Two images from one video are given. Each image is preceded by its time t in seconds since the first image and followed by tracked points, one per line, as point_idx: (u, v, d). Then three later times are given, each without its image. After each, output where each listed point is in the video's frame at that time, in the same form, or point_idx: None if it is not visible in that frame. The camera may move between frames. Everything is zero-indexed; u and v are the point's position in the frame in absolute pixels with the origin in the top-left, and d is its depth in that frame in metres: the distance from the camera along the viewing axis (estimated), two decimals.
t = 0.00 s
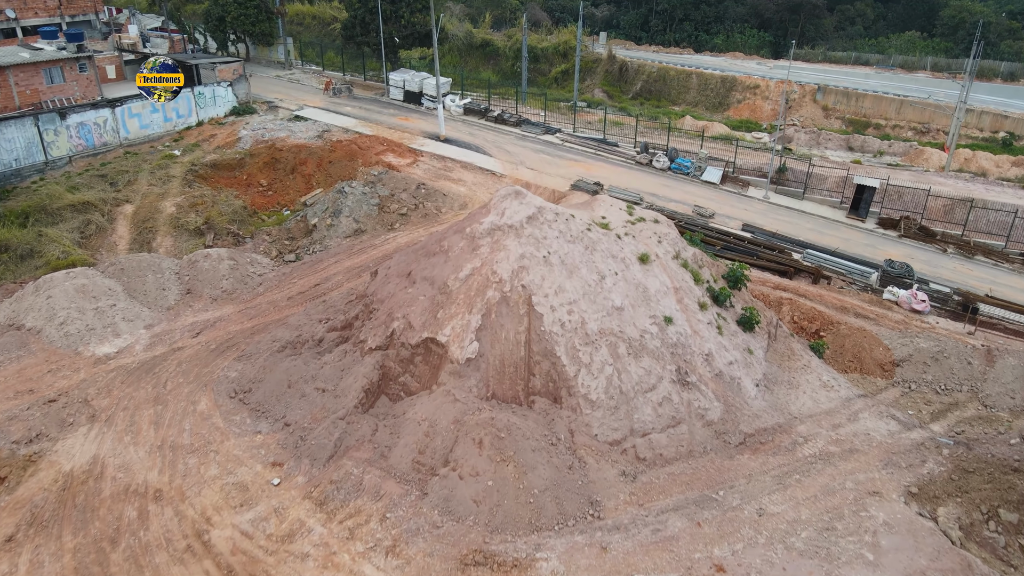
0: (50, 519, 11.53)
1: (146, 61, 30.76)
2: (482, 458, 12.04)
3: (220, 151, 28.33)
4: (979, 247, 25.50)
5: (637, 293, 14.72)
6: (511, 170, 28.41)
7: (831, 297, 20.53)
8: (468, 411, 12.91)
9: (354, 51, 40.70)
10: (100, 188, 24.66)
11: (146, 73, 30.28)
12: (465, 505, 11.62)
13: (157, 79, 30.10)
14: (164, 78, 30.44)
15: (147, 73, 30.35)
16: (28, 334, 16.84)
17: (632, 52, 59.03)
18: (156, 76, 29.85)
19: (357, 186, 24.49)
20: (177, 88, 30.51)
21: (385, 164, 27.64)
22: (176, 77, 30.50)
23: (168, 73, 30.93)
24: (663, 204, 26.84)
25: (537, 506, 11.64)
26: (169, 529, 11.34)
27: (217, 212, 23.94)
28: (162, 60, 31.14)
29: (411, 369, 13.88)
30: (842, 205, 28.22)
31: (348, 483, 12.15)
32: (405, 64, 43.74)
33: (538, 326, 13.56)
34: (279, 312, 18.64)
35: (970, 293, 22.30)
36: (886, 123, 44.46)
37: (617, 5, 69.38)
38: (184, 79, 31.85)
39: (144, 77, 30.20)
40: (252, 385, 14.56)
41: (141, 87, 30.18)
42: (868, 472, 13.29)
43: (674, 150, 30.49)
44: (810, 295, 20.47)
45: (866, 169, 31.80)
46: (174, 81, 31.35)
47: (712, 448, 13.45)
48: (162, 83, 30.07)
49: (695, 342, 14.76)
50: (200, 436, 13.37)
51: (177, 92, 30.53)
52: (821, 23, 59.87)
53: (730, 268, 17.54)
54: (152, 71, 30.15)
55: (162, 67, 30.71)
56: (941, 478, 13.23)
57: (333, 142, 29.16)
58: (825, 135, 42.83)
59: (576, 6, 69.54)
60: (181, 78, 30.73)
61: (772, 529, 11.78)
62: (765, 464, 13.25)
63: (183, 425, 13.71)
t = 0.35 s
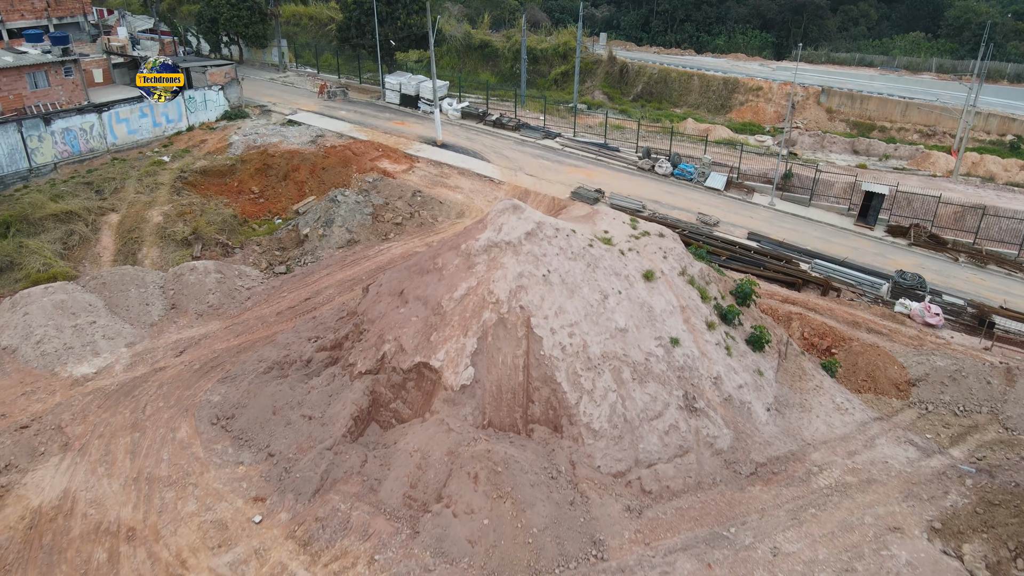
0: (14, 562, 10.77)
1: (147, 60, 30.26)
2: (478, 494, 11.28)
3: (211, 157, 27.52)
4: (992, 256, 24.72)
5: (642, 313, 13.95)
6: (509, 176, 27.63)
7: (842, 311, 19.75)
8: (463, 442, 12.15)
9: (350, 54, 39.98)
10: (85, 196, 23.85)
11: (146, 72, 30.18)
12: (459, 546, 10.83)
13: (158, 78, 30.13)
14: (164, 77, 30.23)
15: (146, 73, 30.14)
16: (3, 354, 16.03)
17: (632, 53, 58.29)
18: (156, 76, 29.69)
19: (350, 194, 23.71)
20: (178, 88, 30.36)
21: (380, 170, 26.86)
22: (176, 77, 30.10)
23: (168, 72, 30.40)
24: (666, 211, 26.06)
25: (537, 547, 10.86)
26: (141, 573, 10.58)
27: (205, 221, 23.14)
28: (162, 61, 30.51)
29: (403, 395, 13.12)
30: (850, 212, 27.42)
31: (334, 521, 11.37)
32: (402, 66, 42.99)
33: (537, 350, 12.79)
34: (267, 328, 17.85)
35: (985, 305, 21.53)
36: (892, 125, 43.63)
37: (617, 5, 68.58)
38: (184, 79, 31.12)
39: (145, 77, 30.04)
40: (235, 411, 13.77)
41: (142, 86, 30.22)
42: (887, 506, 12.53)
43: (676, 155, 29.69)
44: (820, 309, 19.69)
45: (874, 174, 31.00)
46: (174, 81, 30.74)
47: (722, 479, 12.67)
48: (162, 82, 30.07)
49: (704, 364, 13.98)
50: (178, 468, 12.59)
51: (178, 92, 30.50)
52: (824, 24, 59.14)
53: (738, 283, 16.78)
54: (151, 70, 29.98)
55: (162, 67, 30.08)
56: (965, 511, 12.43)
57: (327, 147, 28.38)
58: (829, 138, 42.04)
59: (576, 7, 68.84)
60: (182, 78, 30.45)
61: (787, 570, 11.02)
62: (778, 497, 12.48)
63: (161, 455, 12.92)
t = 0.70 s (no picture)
0: None
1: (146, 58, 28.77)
2: (472, 537, 10.50)
3: (201, 166, 26.77)
4: (1005, 267, 23.95)
5: (647, 337, 13.19)
6: (508, 185, 26.90)
7: (853, 328, 18.97)
8: (457, 478, 11.40)
9: (346, 58, 39.50)
10: (70, 206, 23.09)
11: (145, 72, 28.84)
12: None
13: (158, 78, 28.88)
14: (164, 77, 28.94)
15: (145, 72, 28.77)
16: None
17: (633, 57, 57.61)
18: (156, 76, 28.56)
19: (343, 205, 22.95)
20: (179, 88, 29.26)
21: (375, 179, 26.11)
22: (176, 76, 28.88)
23: (168, 72, 29.11)
24: (669, 221, 25.33)
25: None
26: None
27: (194, 233, 22.40)
28: (163, 59, 28.86)
29: (394, 426, 12.35)
30: (858, 221, 26.64)
31: (318, 565, 10.58)
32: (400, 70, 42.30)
33: (536, 378, 12.03)
34: (254, 348, 17.09)
35: (1001, 320, 20.76)
36: (897, 130, 42.89)
37: (617, 8, 67.99)
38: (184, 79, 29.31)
39: (144, 77, 28.82)
40: (216, 441, 13.01)
41: (141, 86, 29.00)
42: (908, 545, 11.79)
43: (679, 163, 28.94)
44: (830, 326, 18.92)
45: (881, 182, 30.21)
46: (174, 81, 29.13)
47: (733, 516, 11.89)
48: (162, 82, 28.94)
49: (712, 391, 13.22)
50: (154, 504, 11.84)
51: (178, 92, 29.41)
52: (827, 27, 58.52)
53: (747, 301, 16.01)
54: (151, 69, 28.66)
55: (163, 66, 28.67)
56: (991, 550, 11.67)
57: (321, 155, 27.64)
58: (834, 144, 41.30)
59: (576, 10, 68.24)
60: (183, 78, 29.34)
61: None
62: (793, 536, 11.72)
63: (136, 490, 12.19)
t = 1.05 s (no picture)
0: None
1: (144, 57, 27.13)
2: None
3: (191, 178, 26.07)
4: (1018, 281, 23.21)
5: (652, 366, 12.47)
6: (506, 197, 26.21)
7: (864, 349, 18.22)
8: (449, 521, 10.58)
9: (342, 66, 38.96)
10: (54, 220, 22.38)
11: (144, 70, 27.26)
12: None
13: (156, 78, 27.50)
14: (163, 77, 27.61)
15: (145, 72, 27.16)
16: None
17: (634, 64, 57.07)
18: (157, 76, 27.24)
19: (335, 219, 22.26)
20: (179, 88, 28.17)
21: (370, 191, 25.42)
22: (177, 76, 27.81)
23: (168, 72, 27.83)
24: (672, 235, 24.63)
25: None
26: None
27: (182, 248, 21.69)
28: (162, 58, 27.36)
29: (383, 463, 11.58)
30: (866, 233, 25.94)
31: None
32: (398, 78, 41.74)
33: (534, 412, 11.27)
34: (240, 372, 16.36)
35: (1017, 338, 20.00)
36: (902, 138, 42.23)
37: (618, 14, 67.64)
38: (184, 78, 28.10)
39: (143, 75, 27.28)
40: (195, 478, 12.27)
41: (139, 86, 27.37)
42: None
43: (682, 174, 28.28)
44: (841, 346, 18.15)
45: (889, 192, 29.50)
46: (174, 81, 28.00)
47: (745, 559, 11.09)
48: (161, 82, 27.73)
49: (721, 423, 12.46)
50: (125, 548, 11.10)
51: (177, 93, 28.35)
52: (829, 34, 58.03)
53: (755, 324, 15.29)
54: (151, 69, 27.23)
55: (162, 65, 27.32)
56: None
57: (314, 167, 26.97)
58: (838, 152, 40.66)
59: (575, 16, 67.80)
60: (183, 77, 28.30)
61: None
62: None
63: (108, 532, 11.46)
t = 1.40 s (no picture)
0: None
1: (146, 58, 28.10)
2: None
3: (181, 198, 25.53)
4: None
5: (657, 405, 11.73)
6: (504, 218, 25.58)
7: (877, 378, 17.46)
8: None
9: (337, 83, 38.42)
10: (38, 243, 21.76)
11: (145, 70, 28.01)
12: None
13: (157, 79, 28.24)
14: (163, 77, 28.33)
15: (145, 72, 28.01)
16: None
17: (633, 79, 56.84)
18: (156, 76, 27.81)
19: (328, 242, 21.65)
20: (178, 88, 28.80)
21: (364, 212, 24.82)
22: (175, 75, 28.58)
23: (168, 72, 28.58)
24: (675, 257, 23.99)
25: None
26: None
27: (170, 272, 21.07)
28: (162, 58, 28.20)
29: (370, 511, 10.71)
30: (873, 254, 25.30)
31: None
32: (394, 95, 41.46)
33: (532, 458, 10.47)
34: (225, 405, 15.60)
35: None
36: (905, 155, 41.77)
37: (617, 29, 67.64)
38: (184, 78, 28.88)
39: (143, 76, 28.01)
40: (170, 526, 11.49)
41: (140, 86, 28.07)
42: None
43: (684, 193, 27.72)
44: (853, 376, 17.38)
45: (895, 212, 28.91)
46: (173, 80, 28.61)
47: None
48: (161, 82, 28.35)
49: (730, 466, 11.65)
50: None
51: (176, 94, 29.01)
52: (830, 49, 57.96)
53: (763, 357, 14.58)
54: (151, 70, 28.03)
55: (162, 65, 28.19)
56: None
57: (307, 187, 26.41)
58: (842, 169, 40.13)
59: (575, 31, 67.73)
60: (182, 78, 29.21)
61: None
62: None
63: None
